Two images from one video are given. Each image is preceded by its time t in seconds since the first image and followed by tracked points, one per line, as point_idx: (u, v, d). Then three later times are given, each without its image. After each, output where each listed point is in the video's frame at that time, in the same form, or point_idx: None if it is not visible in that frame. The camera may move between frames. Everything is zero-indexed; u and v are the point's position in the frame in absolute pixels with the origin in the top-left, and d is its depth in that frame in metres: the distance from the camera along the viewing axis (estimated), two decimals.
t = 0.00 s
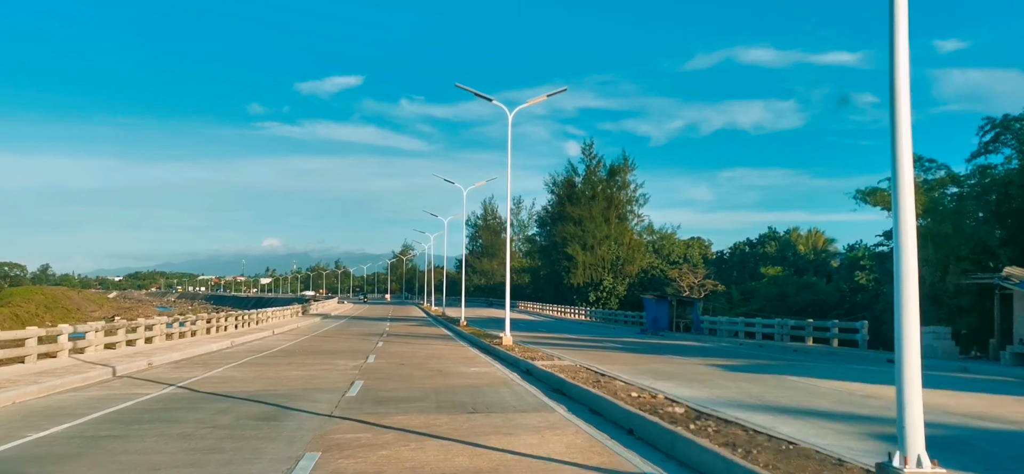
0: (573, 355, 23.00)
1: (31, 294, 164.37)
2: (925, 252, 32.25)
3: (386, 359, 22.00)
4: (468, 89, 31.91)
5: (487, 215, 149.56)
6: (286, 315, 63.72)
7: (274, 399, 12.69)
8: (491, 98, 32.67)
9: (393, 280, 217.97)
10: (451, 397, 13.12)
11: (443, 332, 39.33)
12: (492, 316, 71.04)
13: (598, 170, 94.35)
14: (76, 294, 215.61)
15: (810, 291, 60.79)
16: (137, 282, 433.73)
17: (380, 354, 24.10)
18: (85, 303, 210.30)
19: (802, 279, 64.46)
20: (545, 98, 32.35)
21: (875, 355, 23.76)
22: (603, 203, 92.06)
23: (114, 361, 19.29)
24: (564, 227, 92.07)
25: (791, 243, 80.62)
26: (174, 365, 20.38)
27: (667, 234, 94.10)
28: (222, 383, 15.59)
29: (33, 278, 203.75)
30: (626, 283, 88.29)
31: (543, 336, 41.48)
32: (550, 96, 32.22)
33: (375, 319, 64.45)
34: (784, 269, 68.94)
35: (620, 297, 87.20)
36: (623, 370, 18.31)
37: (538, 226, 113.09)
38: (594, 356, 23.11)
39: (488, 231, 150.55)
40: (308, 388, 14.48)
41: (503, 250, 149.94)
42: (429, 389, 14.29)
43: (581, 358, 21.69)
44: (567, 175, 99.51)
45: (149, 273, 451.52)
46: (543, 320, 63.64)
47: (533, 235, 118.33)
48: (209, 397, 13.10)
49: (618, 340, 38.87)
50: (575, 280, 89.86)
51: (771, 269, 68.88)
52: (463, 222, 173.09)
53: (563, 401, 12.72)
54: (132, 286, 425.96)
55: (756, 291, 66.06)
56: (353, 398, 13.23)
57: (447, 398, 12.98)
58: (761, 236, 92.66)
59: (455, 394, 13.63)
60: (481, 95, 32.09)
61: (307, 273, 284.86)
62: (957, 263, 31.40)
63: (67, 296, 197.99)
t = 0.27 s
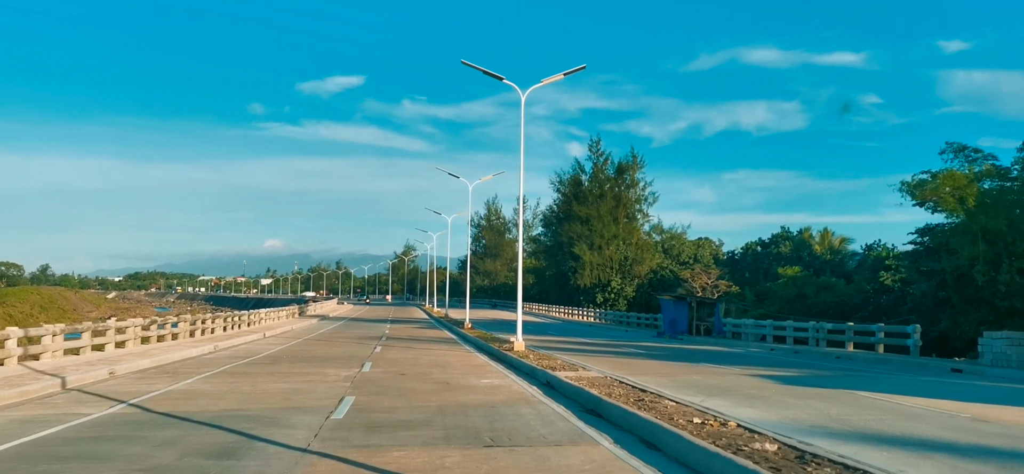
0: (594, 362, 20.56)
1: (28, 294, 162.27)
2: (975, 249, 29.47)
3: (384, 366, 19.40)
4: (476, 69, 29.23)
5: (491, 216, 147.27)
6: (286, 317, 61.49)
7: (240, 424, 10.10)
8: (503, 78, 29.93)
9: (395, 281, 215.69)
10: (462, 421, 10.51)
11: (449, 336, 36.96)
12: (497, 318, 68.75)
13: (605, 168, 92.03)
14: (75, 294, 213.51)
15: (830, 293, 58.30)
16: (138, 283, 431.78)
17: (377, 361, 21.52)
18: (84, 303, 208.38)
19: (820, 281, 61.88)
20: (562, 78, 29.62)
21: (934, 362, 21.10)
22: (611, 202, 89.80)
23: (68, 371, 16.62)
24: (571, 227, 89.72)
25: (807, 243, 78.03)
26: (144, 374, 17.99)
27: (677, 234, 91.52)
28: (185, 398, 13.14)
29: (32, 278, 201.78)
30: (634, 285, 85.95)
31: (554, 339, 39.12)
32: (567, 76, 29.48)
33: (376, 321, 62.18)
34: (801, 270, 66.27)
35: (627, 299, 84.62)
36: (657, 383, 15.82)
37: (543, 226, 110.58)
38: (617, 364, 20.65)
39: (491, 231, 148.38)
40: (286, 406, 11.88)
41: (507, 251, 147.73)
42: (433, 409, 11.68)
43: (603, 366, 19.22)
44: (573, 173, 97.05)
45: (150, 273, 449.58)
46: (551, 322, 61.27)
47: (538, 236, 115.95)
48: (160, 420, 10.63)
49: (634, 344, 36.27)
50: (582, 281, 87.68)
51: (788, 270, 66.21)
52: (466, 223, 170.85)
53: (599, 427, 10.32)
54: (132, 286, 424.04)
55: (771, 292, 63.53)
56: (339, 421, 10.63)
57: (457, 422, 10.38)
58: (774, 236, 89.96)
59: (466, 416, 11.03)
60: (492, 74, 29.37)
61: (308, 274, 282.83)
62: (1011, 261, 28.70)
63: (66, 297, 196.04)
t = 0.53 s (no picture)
0: (618, 370, 18.27)
1: (26, 294, 159.95)
2: None
3: (382, 376, 16.85)
4: (487, 41, 26.43)
5: (495, 215, 144.94)
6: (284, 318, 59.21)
7: (184, 465, 7.55)
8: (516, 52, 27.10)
9: (397, 282, 213.28)
10: (480, 459, 7.96)
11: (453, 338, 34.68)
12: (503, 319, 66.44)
13: (614, 165, 89.72)
14: (74, 294, 211.27)
15: (852, 294, 55.97)
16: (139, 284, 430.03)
17: (375, 369, 18.97)
18: (83, 303, 206.51)
19: (842, 281, 59.25)
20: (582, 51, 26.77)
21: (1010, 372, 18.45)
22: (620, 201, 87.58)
23: (7, 382, 14.04)
24: (578, 226, 87.64)
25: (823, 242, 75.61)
26: (103, 385, 15.46)
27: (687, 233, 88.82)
28: (139, 418, 10.93)
29: (31, 279, 200.05)
30: (644, 285, 84.07)
31: (565, 341, 36.90)
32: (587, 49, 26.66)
33: (378, 322, 59.96)
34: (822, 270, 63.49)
35: (637, 299, 83.33)
36: (698, 396, 13.54)
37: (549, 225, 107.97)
38: (644, 371, 18.37)
39: (495, 231, 146.20)
40: (254, 435, 9.33)
41: (511, 250, 145.51)
42: (441, 439, 9.13)
43: (630, 374, 16.91)
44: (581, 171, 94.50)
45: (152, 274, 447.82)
46: (560, 323, 58.97)
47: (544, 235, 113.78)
48: (96, 451, 8.48)
49: (654, 348, 33.71)
50: (590, 282, 85.54)
51: (808, 270, 63.41)
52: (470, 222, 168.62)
53: (666, 472, 7.77)
54: (134, 286, 422.20)
55: (789, 293, 61.07)
56: (319, 459, 8.09)
57: (473, 462, 7.83)
58: (788, 235, 87.16)
59: (485, 450, 8.48)
60: (504, 47, 26.54)
61: (310, 275, 280.81)
62: None
63: (64, 297, 193.75)
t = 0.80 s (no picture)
0: (651, 379, 15.84)
1: (23, 292, 157.59)
2: None
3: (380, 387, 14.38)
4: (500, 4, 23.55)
5: (499, 213, 142.53)
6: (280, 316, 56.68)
7: None
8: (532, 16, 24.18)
9: (400, 280, 210.93)
10: None
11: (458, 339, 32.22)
12: (509, 320, 63.87)
13: (622, 160, 87.07)
14: (74, 292, 209.16)
15: (874, 293, 53.39)
16: (142, 282, 428.74)
17: (373, 377, 16.50)
18: (83, 302, 204.59)
19: (865, 279, 56.60)
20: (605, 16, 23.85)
21: None
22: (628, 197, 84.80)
23: None
24: (585, 222, 85.01)
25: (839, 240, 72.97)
26: (49, 399, 13.01)
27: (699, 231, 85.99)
28: (72, 446, 8.66)
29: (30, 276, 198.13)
30: (654, 284, 81.28)
31: (577, 342, 34.37)
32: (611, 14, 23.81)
33: (379, 321, 57.45)
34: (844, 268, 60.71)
35: (647, 299, 80.52)
36: (761, 414, 11.17)
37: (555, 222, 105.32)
38: (681, 380, 15.94)
39: (499, 229, 143.66)
40: None
41: (516, 249, 142.87)
42: None
43: (667, 384, 14.51)
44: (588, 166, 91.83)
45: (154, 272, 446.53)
46: (568, 324, 56.38)
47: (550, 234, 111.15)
48: None
49: (676, 351, 31.20)
50: (598, 281, 82.71)
51: (830, 268, 60.52)
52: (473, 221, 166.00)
53: None
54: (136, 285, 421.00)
55: (808, 292, 58.41)
56: None
57: None
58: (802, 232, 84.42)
59: None
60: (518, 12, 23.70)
61: (312, 274, 278.65)
62: None
63: (64, 295, 191.71)
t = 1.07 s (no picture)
0: (699, 394, 13.25)
1: (22, 292, 155.67)
2: None
3: (374, 404, 11.83)
4: None
5: (503, 212, 140.48)
6: (277, 318, 54.21)
7: None
8: None
9: (403, 281, 208.64)
10: None
11: (465, 343, 29.66)
12: (515, 321, 61.32)
13: (631, 156, 84.52)
14: (75, 293, 207.42)
15: (900, 293, 50.73)
16: (143, 282, 427.30)
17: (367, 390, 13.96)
18: (82, 301, 202.68)
19: (890, 278, 53.89)
20: None
21: None
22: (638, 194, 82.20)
23: None
24: (593, 219, 82.46)
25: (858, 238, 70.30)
26: None
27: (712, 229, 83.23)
28: None
29: (30, 276, 196.35)
30: (665, 284, 78.69)
31: (593, 345, 31.81)
32: None
33: (380, 322, 54.92)
34: (867, 267, 57.91)
35: (657, 300, 77.64)
36: (866, 448, 8.56)
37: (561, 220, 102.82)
38: (734, 396, 13.36)
39: (503, 228, 141.24)
40: None
41: (520, 248, 140.47)
42: None
43: (723, 402, 11.94)
44: (596, 163, 89.34)
45: (156, 272, 445.35)
46: (578, 325, 53.82)
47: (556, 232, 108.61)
48: None
49: (701, 354, 28.60)
50: (607, 280, 80.12)
51: (855, 267, 57.63)
52: (477, 220, 163.61)
53: None
54: (138, 285, 419.72)
55: (829, 293, 55.88)
56: None
57: None
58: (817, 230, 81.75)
59: None
60: None
61: (313, 274, 276.59)
62: None
63: (63, 294, 189.91)
